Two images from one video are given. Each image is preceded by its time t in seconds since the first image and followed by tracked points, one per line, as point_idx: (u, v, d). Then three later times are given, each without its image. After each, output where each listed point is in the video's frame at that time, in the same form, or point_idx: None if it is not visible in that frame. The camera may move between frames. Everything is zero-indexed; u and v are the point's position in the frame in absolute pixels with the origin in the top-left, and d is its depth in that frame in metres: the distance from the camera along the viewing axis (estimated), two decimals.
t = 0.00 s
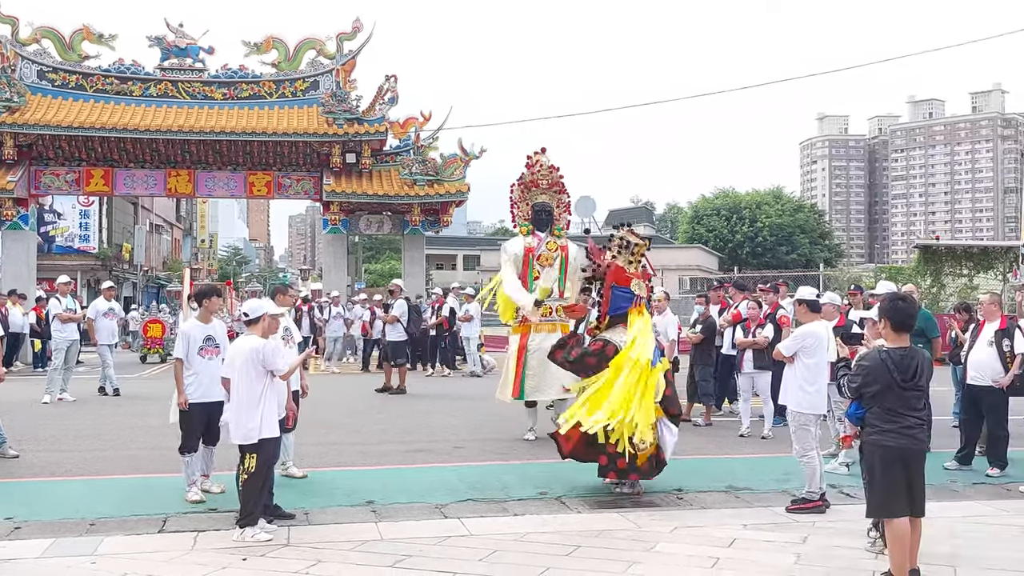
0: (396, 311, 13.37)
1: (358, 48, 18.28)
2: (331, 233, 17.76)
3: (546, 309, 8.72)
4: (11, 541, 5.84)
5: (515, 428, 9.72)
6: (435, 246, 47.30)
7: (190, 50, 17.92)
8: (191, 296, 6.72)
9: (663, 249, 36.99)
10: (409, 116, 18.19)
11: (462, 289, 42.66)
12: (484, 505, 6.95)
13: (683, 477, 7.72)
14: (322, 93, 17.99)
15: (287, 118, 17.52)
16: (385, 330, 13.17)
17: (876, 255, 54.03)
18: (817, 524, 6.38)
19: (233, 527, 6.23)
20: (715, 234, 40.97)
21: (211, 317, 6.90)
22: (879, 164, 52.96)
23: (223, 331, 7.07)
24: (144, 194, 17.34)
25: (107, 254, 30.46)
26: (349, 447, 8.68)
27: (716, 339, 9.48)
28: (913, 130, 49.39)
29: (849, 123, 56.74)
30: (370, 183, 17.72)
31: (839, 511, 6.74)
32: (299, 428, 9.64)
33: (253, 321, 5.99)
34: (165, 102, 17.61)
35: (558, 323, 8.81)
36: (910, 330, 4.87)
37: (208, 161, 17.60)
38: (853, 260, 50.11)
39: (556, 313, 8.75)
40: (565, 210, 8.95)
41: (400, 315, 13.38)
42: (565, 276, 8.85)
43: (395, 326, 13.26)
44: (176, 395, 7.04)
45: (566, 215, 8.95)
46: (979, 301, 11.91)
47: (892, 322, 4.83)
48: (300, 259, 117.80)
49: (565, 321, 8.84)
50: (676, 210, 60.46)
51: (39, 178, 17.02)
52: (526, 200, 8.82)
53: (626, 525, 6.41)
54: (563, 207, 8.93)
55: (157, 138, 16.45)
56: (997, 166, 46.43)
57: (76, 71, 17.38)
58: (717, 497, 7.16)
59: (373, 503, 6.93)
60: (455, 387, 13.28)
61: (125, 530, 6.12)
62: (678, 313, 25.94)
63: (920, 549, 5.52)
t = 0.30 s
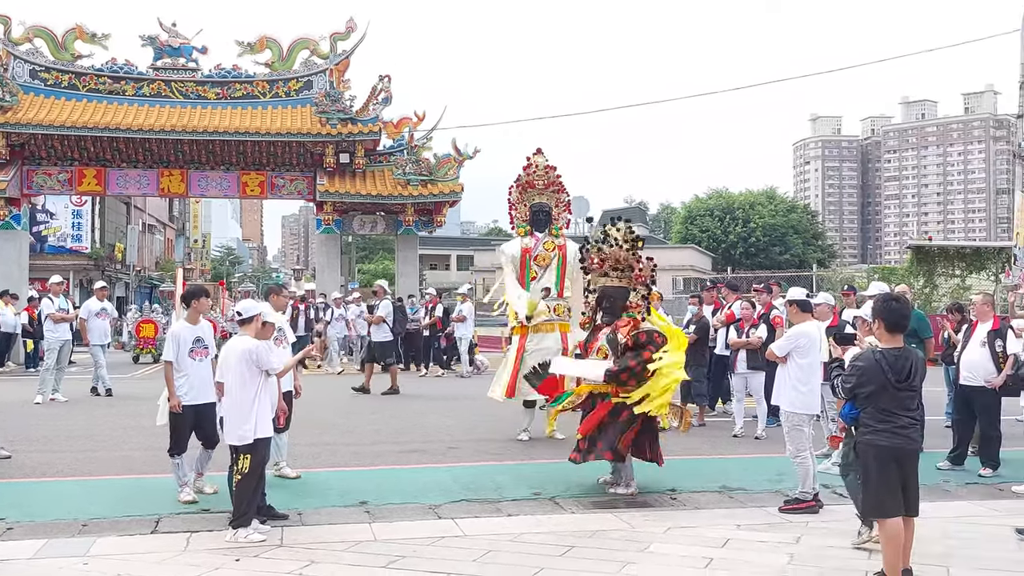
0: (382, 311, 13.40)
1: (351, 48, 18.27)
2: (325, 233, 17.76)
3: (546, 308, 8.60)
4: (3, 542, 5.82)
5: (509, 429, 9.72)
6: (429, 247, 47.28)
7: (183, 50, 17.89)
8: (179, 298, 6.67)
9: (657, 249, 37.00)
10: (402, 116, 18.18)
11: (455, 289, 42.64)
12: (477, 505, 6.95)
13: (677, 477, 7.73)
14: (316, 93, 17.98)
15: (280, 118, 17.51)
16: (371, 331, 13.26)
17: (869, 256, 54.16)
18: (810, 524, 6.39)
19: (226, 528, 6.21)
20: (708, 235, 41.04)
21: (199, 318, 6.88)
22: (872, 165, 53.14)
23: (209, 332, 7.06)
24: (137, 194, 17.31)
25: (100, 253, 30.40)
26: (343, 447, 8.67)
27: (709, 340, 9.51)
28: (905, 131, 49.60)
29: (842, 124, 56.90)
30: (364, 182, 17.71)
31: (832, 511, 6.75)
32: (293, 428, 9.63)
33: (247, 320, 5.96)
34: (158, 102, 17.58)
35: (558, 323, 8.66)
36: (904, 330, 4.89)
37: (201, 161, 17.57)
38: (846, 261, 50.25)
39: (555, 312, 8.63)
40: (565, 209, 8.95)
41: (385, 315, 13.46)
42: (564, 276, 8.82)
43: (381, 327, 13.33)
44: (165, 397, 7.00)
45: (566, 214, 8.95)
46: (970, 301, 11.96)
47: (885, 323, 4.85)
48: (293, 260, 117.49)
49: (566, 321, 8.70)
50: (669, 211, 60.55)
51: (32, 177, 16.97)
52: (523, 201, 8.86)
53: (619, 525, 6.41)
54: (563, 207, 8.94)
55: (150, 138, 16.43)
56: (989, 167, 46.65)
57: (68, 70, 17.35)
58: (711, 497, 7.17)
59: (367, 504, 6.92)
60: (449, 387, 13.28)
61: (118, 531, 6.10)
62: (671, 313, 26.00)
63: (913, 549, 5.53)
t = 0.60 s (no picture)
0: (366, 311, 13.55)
1: (350, 48, 18.27)
2: (323, 233, 17.74)
3: (551, 310, 8.63)
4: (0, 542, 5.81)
5: (507, 429, 9.73)
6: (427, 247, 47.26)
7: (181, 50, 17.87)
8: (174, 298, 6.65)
9: (655, 250, 36.96)
10: (401, 116, 18.18)
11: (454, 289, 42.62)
12: (475, 505, 6.95)
13: (675, 477, 7.73)
14: (314, 93, 17.97)
15: (278, 118, 17.50)
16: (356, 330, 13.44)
17: (867, 256, 54.17)
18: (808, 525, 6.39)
19: (223, 528, 6.20)
20: (707, 235, 41.04)
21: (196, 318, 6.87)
22: (870, 165, 53.19)
23: (205, 331, 7.05)
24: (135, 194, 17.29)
25: (98, 254, 30.38)
26: (341, 447, 8.67)
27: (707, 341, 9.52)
28: (903, 131, 49.63)
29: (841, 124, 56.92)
30: (362, 183, 17.71)
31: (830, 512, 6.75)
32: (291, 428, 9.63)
33: (245, 321, 5.96)
34: (156, 102, 17.57)
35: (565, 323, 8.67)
36: (901, 330, 4.89)
37: (199, 162, 17.55)
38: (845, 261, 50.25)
39: (561, 313, 8.65)
40: (565, 210, 8.97)
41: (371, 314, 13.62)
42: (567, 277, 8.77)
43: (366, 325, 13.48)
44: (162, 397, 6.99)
45: (566, 215, 8.95)
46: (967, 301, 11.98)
47: (883, 323, 4.85)
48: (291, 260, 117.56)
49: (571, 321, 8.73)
50: (668, 211, 60.59)
51: (29, 177, 16.96)
52: (525, 202, 8.87)
53: (617, 526, 6.41)
54: (563, 207, 8.95)
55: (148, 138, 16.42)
56: (987, 167, 46.65)
57: (66, 70, 17.34)
58: (709, 497, 7.17)
59: (365, 504, 6.92)
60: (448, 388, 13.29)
61: (115, 531, 6.10)
62: (670, 314, 25.99)
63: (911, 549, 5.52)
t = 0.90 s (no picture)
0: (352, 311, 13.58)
1: (347, 48, 18.26)
2: (320, 233, 17.73)
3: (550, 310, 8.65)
4: None
5: (504, 429, 9.74)
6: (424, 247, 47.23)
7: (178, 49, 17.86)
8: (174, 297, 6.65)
9: (652, 250, 36.94)
10: (398, 116, 18.17)
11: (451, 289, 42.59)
12: (472, 505, 6.95)
13: (672, 478, 7.73)
14: (311, 92, 17.96)
15: (276, 118, 17.49)
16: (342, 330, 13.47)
17: (864, 257, 54.22)
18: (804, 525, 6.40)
19: (219, 529, 6.20)
20: (704, 236, 41.04)
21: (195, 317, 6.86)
22: (868, 166, 53.20)
23: (204, 331, 7.05)
24: (131, 194, 17.28)
25: (95, 253, 30.36)
26: (338, 447, 8.67)
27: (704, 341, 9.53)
28: (900, 132, 49.65)
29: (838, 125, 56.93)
30: (360, 183, 17.70)
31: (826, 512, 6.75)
32: (288, 428, 9.63)
33: (242, 322, 5.95)
34: (153, 102, 17.56)
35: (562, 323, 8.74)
36: (898, 331, 4.89)
37: (196, 161, 17.54)
38: (841, 262, 50.28)
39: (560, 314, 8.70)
40: (560, 210, 9.03)
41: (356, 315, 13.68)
42: (565, 278, 8.85)
43: (351, 325, 13.52)
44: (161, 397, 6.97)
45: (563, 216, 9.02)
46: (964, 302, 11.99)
47: (880, 324, 4.85)
48: (287, 261, 117.48)
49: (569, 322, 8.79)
50: (665, 211, 60.62)
51: (25, 177, 16.95)
52: (522, 201, 8.85)
53: (613, 526, 6.41)
54: (559, 208, 8.98)
55: (145, 137, 16.41)
56: (984, 168, 46.66)
57: (63, 69, 17.32)
58: (706, 498, 7.17)
59: (361, 504, 6.91)
60: (445, 388, 13.30)
61: (112, 531, 6.09)
62: (667, 314, 26.00)
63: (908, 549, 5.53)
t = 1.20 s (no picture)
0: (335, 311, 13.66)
1: (342, 48, 18.24)
2: (315, 233, 17.79)
3: (540, 310, 8.67)
4: None
5: (498, 429, 9.74)
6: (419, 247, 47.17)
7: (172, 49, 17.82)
8: (171, 298, 6.63)
9: (647, 250, 36.93)
10: (393, 116, 18.16)
11: (446, 290, 42.54)
12: (466, 506, 6.94)
13: (667, 478, 7.73)
14: (306, 92, 17.95)
15: (270, 118, 17.47)
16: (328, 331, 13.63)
17: (858, 257, 54.29)
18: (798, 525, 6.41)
19: (213, 529, 6.18)
20: (699, 236, 41.07)
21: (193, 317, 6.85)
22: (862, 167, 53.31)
23: (201, 331, 7.03)
24: (126, 194, 17.25)
25: (88, 253, 30.29)
26: (332, 448, 8.67)
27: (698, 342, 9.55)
28: (895, 133, 49.74)
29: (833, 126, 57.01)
30: (355, 183, 17.68)
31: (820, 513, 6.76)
32: (282, 429, 9.62)
33: (236, 322, 5.94)
34: (147, 101, 17.53)
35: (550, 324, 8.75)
36: (892, 331, 4.89)
37: (190, 161, 17.51)
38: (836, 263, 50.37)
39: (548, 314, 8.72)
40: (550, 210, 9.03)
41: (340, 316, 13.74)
42: (554, 278, 8.87)
43: (335, 326, 13.64)
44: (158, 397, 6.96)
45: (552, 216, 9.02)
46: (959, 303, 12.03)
47: (874, 325, 4.85)
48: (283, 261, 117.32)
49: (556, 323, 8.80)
50: (660, 212, 60.67)
51: (19, 176, 16.91)
52: (514, 200, 8.82)
53: (608, 526, 6.42)
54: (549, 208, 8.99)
55: (140, 137, 16.38)
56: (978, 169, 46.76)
57: (57, 69, 17.29)
58: (700, 498, 7.18)
59: (355, 504, 6.90)
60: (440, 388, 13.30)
61: (105, 532, 6.07)
62: (662, 314, 26.02)
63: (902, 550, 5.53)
